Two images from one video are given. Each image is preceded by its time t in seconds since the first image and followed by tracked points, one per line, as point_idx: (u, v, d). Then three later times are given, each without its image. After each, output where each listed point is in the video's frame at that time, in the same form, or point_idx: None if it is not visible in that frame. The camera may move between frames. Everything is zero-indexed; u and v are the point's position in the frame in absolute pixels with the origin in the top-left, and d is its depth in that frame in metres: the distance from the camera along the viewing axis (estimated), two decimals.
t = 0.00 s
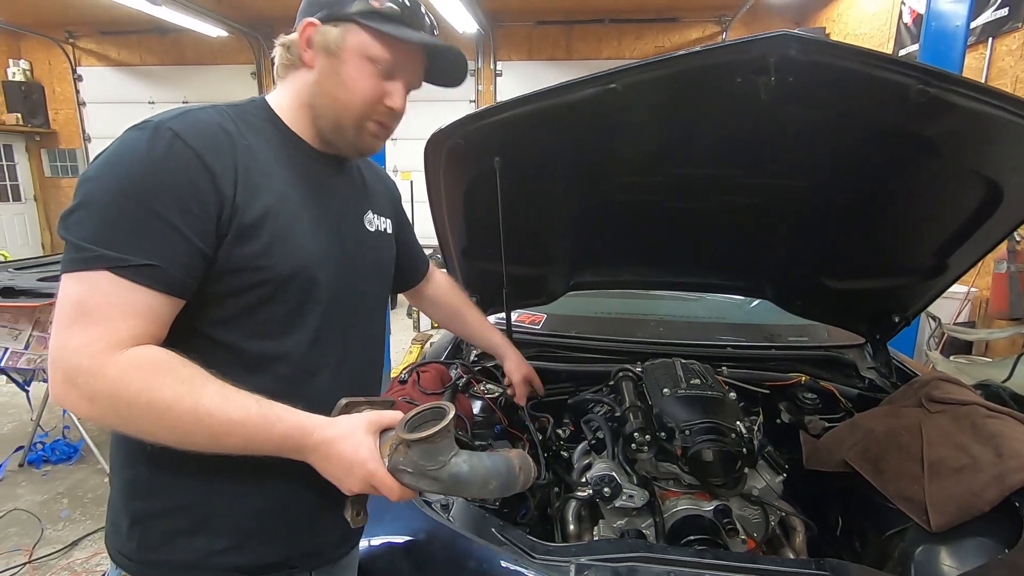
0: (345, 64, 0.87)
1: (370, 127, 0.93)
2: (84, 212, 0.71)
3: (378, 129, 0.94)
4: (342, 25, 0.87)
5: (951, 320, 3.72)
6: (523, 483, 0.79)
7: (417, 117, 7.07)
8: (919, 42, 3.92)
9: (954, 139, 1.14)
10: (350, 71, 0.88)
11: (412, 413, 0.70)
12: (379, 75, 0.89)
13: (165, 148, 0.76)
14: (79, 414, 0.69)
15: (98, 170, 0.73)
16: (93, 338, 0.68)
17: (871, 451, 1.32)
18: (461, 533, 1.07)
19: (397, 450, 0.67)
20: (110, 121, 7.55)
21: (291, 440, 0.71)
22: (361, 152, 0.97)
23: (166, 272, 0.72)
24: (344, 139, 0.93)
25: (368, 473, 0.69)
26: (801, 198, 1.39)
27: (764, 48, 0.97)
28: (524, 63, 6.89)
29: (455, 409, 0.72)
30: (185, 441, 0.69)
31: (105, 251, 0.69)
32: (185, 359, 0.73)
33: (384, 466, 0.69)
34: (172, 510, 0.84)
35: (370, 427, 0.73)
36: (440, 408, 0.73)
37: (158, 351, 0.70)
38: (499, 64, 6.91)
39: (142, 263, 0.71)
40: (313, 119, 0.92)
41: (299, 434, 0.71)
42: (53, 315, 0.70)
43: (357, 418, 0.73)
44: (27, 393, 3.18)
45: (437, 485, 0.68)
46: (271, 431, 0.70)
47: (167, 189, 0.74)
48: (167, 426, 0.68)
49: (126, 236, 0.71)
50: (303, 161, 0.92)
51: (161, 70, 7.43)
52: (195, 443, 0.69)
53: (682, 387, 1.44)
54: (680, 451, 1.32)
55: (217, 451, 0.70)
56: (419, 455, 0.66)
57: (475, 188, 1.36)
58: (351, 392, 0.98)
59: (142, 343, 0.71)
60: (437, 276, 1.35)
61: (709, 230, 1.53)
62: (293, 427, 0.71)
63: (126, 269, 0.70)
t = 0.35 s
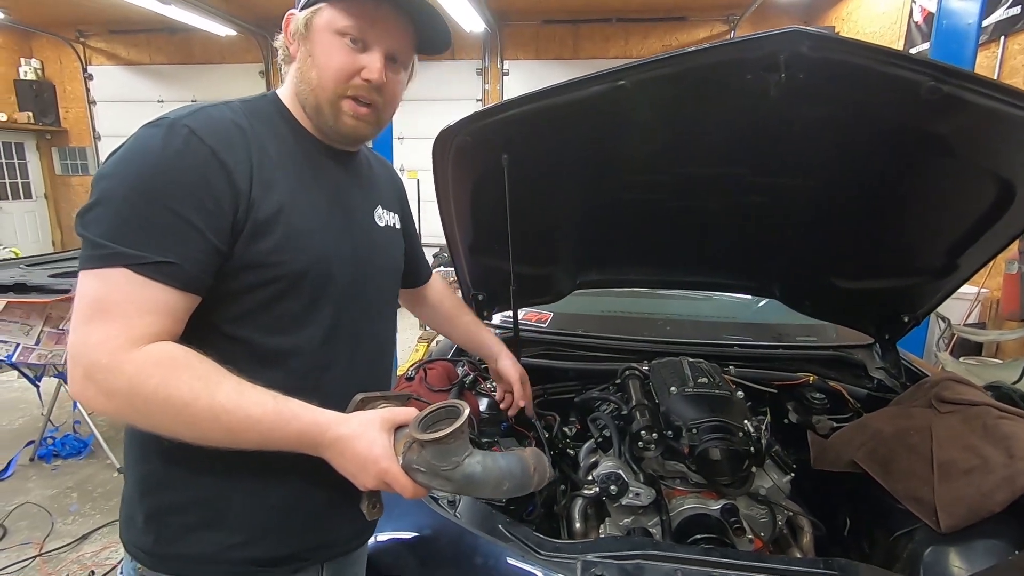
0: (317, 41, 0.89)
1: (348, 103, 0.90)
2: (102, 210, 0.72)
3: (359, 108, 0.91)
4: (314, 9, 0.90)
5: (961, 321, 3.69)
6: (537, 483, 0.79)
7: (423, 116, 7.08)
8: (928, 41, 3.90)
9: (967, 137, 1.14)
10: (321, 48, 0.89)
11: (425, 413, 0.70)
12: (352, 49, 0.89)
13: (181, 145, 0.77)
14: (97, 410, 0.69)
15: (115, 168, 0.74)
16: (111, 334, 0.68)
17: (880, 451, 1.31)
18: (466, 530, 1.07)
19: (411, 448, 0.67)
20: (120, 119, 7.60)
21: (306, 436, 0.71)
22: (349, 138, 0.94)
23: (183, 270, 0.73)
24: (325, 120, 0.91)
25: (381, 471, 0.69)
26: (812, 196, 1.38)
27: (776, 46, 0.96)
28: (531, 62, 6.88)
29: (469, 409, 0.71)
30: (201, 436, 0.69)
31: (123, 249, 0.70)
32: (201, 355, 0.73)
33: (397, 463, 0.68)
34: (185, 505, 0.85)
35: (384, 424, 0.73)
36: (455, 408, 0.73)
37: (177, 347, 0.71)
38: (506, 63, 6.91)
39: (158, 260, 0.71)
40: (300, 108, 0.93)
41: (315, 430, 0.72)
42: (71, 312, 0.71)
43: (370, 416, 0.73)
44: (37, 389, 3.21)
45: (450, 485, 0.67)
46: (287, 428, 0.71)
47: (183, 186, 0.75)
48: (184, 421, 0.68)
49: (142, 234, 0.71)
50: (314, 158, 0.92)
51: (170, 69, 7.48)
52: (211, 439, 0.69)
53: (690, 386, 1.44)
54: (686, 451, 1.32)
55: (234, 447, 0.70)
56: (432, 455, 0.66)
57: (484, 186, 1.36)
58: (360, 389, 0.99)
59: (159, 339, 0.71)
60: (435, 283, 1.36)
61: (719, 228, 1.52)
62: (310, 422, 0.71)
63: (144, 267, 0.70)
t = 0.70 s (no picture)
0: (316, 42, 0.88)
1: (353, 101, 0.90)
2: (127, 220, 0.72)
3: (365, 104, 0.91)
4: (309, 10, 0.90)
5: (976, 323, 3.65)
6: (576, 464, 0.80)
7: (434, 115, 7.09)
8: (944, 40, 3.86)
9: (988, 136, 1.12)
10: (320, 49, 0.88)
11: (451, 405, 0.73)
12: (350, 46, 0.88)
13: (200, 151, 0.77)
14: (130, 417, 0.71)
15: (137, 176, 0.74)
16: (138, 341, 0.69)
17: (895, 454, 1.30)
18: (479, 526, 1.08)
19: (438, 443, 0.69)
20: (134, 118, 7.69)
21: (328, 436, 0.71)
22: (358, 135, 0.93)
23: (209, 275, 0.74)
24: (333, 120, 0.91)
25: (411, 466, 0.69)
26: (830, 196, 1.37)
27: (795, 44, 0.96)
28: (542, 60, 6.88)
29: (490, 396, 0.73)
30: (227, 439, 0.70)
31: (149, 258, 0.71)
32: (228, 359, 0.74)
33: (429, 458, 0.69)
34: (204, 502, 0.85)
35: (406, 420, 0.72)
36: (478, 395, 0.75)
37: (203, 353, 0.71)
38: (516, 62, 6.91)
39: (186, 266, 0.72)
40: (306, 110, 0.93)
41: (338, 431, 0.72)
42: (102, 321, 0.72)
43: (395, 410, 0.73)
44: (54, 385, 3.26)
45: (482, 473, 0.71)
46: (311, 429, 0.71)
47: (204, 193, 0.75)
48: (209, 425, 0.69)
49: (169, 241, 0.72)
50: (331, 161, 0.93)
51: (184, 69, 7.56)
52: (239, 442, 0.70)
53: (702, 386, 1.42)
54: (699, 451, 1.31)
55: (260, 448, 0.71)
56: (459, 449, 0.69)
57: (498, 185, 1.36)
58: (376, 388, 0.99)
59: (188, 343, 0.72)
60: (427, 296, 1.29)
61: (734, 227, 1.51)
62: (330, 421, 0.72)
63: (171, 274, 0.71)
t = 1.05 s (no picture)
0: (307, 43, 0.89)
1: (348, 100, 0.89)
2: (129, 232, 0.72)
3: (360, 103, 0.90)
4: (298, 11, 0.90)
5: (988, 326, 3.62)
6: (585, 458, 0.81)
7: (441, 115, 7.10)
8: (955, 40, 3.82)
9: (1000, 136, 1.11)
10: (311, 50, 0.88)
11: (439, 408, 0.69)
12: (341, 45, 0.88)
13: (199, 159, 0.77)
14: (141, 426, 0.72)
15: (136, 187, 0.74)
16: (146, 351, 0.70)
17: (905, 458, 1.28)
18: (485, 527, 1.08)
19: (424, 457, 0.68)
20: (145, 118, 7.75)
21: (331, 434, 0.71)
22: (357, 133, 0.93)
23: (213, 283, 0.74)
24: (330, 120, 0.91)
25: (417, 466, 0.68)
26: (839, 197, 1.36)
27: (805, 44, 0.95)
28: (550, 61, 6.88)
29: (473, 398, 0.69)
30: (234, 442, 0.70)
31: (153, 269, 0.71)
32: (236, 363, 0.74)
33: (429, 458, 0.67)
34: (215, 500, 0.86)
35: (403, 414, 0.69)
36: (461, 395, 0.70)
37: (207, 358, 0.72)
38: (524, 63, 6.91)
39: (190, 277, 0.72)
40: (303, 111, 0.93)
41: (344, 428, 0.71)
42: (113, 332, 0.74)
43: (391, 406, 0.69)
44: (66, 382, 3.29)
45: (487, 474, 0.72)
46: (316, 427, 0.70)
47: (205, 202, 0.75)
48: (214, 430, 0.69)
49: (171, 253, 0.72)
50: (337, 165, 0.94)
51: (194, 69, 7.61)
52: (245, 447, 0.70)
53: (710, 388, 1.42)
54: (706, 453, 1.31)
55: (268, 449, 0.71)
56: (466, 458, 0.69)
57: (505, 187, 1.36)
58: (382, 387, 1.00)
59: (195, 349, 0.73)
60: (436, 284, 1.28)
61: (742, 228, 1.50)
62: (333, 418, 0.71)
63: (175, 284, 0.71)
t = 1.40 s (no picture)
0: (325, 38, 0.85)
1: (367, 97, 0.88)
2: (127, 231, 0.72)
3: (379, 102, 0.90)
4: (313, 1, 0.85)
5: (995, 328, 3.60)
6: (601, 424, 0.71)
7: (446, 114, 7.10)
8: (963, 40, 3.80)
9: (1010, 135, 1.10)
10: (329, 46, 0.85)
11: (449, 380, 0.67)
12: (363, 44, 0.85)
13: (198, 157, 0.76)
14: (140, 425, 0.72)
15: (134, 185, 0.74)
16: (143, 349, 0.70)
17: (911, 459, 1.27)
18: (491, 526, 1.09)
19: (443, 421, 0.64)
20: (151, 116, 7.78)
21: (331, 423, 0.72)
22: (369, 128, 0.92)
23: (212, 283, 0.74)
24: (344, 116, 0.90)
25: (423, 442, 0.67)
26: (846, 196, 1.35)
27: (811, 42, 0.94)
28: (555, 60, 6.87)
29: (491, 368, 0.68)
30: (232, 437, 0.71)
31: (152, 269, 0.71)
32: (234, 359, 0.75)
33: (437, 433, 0.67)
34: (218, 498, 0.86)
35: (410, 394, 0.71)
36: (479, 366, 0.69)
37: (206, 355, 0.72)
38: (529, 62, 6.90)
39: (188, 276, 0.72)
40: (314, 105, 0.92)
41: (346, 415, 0.72)
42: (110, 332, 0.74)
43: (398, 388, 0.71)
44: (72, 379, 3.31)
45: (496, 444, 0.64)
46: (318, 416, 0.71)
47: (206, 201, 0.75)
48: (213, 425, 0.69)
49: (168, 252, 0.72)
50: (340, 163, 0.94)
51: (200, 67, 7.64)
52: (243, 442, 0.71)
53: (715, 388, 1.41)
54: (711, 453, 1.30)
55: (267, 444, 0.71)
56: (467, 420, 0.63)
57: (509, 185, 1.36)
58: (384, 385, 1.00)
59: (195, 346, 0.73)
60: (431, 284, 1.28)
61: (747, 227, 1.50)
62: (333, 408, 0.72)
63: (173, 284, 0.71)
